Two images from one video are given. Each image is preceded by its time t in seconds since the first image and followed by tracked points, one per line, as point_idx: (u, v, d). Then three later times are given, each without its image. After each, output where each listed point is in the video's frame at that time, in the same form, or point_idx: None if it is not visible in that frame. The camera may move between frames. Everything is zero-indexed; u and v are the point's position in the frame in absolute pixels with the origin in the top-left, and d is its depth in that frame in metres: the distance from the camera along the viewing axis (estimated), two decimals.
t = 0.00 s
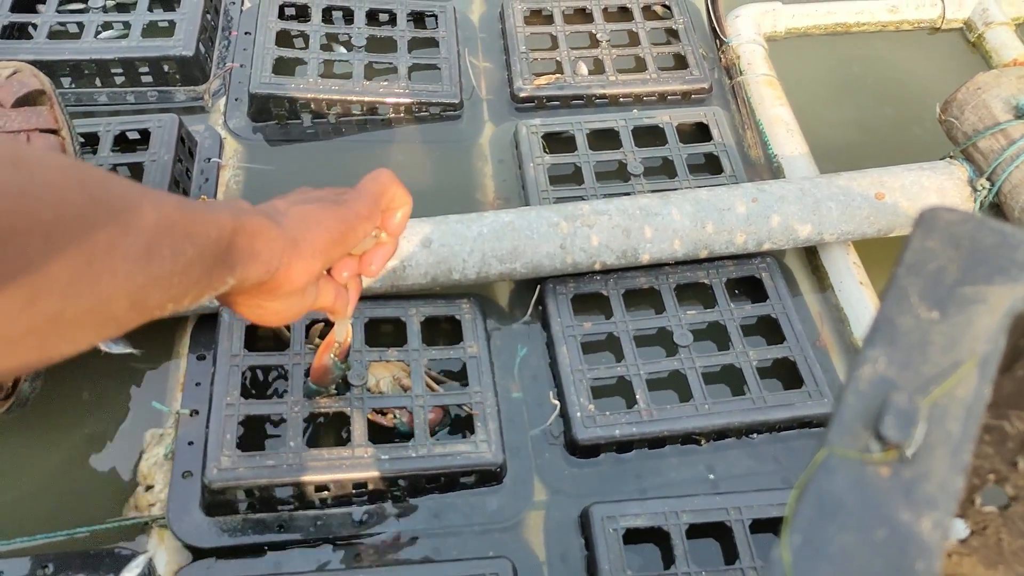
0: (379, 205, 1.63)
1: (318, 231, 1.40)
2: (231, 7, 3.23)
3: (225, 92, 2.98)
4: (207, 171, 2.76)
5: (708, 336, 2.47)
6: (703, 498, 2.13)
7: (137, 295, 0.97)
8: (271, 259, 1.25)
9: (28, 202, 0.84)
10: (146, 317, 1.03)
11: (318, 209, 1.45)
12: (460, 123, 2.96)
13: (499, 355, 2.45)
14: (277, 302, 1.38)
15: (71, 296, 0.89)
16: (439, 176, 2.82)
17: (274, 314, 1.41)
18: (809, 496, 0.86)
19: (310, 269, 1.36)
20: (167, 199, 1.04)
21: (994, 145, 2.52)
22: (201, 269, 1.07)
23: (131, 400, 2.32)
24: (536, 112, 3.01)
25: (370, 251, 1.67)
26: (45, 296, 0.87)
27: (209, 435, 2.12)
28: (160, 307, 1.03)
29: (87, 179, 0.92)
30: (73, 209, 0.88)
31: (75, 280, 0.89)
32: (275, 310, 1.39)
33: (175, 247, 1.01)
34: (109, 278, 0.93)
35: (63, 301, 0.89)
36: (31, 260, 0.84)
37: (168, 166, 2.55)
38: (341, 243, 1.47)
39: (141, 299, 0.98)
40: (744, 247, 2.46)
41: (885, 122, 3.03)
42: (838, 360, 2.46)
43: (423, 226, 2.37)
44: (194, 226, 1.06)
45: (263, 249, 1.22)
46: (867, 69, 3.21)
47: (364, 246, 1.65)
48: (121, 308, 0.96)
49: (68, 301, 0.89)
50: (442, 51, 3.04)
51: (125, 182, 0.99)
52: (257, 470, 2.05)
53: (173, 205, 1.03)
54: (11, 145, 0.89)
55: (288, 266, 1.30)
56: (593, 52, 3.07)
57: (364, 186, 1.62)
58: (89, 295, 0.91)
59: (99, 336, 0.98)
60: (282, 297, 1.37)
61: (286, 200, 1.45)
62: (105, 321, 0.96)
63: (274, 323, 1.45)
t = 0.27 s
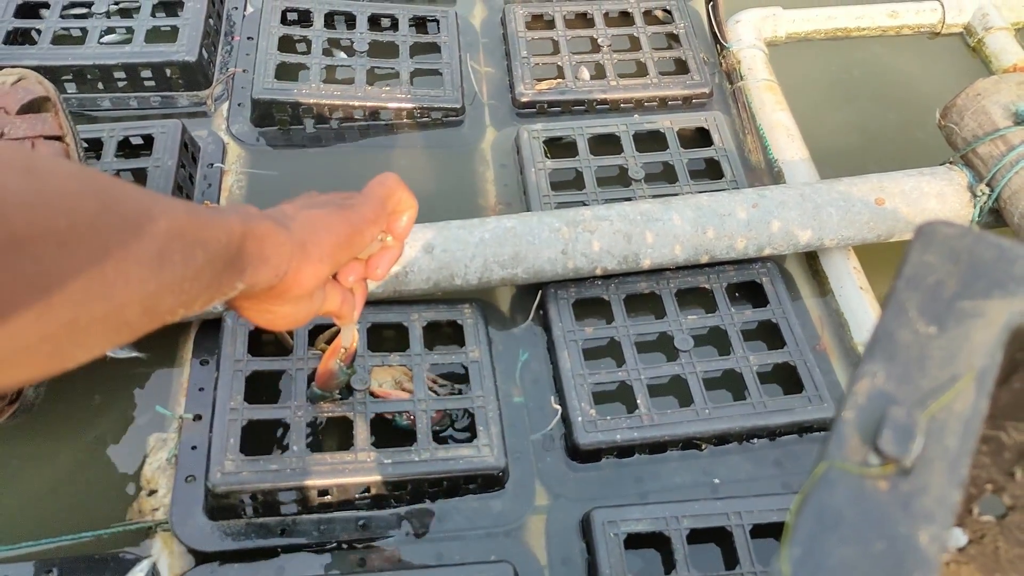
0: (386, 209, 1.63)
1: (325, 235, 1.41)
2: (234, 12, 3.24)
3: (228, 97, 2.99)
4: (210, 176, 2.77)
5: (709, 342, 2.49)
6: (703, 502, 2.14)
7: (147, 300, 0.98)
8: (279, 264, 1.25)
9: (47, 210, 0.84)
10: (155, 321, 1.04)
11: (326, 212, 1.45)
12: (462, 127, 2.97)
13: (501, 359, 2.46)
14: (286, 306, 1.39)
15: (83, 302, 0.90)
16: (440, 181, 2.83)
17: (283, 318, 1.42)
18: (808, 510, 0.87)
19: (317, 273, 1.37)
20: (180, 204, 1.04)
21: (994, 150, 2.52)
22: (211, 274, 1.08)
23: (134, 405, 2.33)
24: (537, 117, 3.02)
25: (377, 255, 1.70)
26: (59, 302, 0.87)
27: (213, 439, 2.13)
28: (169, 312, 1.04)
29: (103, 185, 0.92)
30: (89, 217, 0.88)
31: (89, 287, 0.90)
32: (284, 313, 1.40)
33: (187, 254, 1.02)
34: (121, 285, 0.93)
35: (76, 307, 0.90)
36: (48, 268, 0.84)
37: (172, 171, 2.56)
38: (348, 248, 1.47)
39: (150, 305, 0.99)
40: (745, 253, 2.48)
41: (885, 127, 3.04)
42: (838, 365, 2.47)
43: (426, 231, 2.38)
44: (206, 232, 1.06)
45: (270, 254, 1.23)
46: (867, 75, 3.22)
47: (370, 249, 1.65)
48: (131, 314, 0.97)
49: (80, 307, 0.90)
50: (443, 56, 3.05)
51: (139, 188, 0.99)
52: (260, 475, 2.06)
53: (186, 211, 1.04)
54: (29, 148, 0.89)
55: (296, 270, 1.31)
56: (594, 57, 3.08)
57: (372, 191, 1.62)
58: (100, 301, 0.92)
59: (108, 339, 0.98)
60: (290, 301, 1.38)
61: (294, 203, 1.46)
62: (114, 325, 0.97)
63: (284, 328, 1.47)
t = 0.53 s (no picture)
0: (386, 211, 1.61)
1: (325, 237, 1.38)
2: (231, 13, 3.21)
3: (225, 98, 2.96)
4: (206, 177, 2.74)
5: (706, 346, 2.46)
6: (700, 509, 2.11)
7: (145, 304, 0.95)
8: (280, 265, 1.22)
9: (48, 212, 0.81)
10: (152, 326, 1.01)
11: (325, 213, 1.43)
12: (460, 129, 2.94)
13: (498, 363, 2.43)
14: (286, 309, 1.36)
15: (81, 306, 0.87)
16: (438, 183, 2.80)
17: (283, 321, 1.39)
18: (812, 519, 0.84)
19: (317, 275, 1.34)
20: (180, 206, 1.01)
21: (993, 153, 2.51)
22: (210, 277, 1.05)
23: (124, 411, 2.30)
24: (536, 119, 3.00)
25: (377, 258, 1.66)
26: (57, 307, 0.84)
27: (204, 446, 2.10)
28: (166, 316, 1.01)
29: (102, 186, 0.90)
30: (89, 219, 0.86)
31: (87, 291, 0.87)
32: (283, 316, 1.37)
33: (185, 256, 0.99)
34: (121, 289, 0.90)
35: (73, 312, 0.87)
36: (47, 272, 0.81)
37: (168, 173, 2.53)
38: (348, 250, 1.45)
39: (149, 309, 0.96)
40: (743, 256, 2.45)
41: (884, 130, 3.02)
42: (836, 370, 2.45)
43: (422, 234, 2.36)
44: (204, 235, 1.04)
45: (270, 256, 1.20)
46: (866, 77, 3.20)
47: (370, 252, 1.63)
48: (128, 318, 0.94)
49: (78, 312, 0.87)
50: (442, 57, 3.03)
51: (138, 190, 0.96)
52: (252, 482, 2.03)
53: (185, 213, 1.01)
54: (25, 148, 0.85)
55: (297, 271, 1.28)
56: (594, 58, 3.06)
57: (372, 193, 1.60)
58: (99, 306, 0.89)
59: (104, 345, 0.95)
60: (290, 303, 1.35)
61: (293, 203, 1.43)
62: (111, 330, 0.94)
63: (281, 332, 1.43)
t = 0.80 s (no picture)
0: (385, 196, 1.60)
1: (325, 221, 1.38)
2: (232, 4, 3.21)
3: (226, 90, 2.96)
4: (207, 168, 2.74)
5: (714, 337, 2.44)
6: (708, 498, 2.11)
7: (140, 282, 0.94)
8: (278, 248, 1.22)
9: (33, 185, 0.81)
10: (149, 307, 1.00)
11: (325, 198, 1.42)
12: (463, 120, 2.94)
13: (503, 354, 2.43)
14: (286, 293, 1.36)
15: (75, 282, 0.86)
16: (441, 174, 2.80)
17: (282, 306, 1.39)
18: (823, 499, 0.83)
19: (316, 259, 1.34)
20: (174, 186, 1.01)
21: (1002, 144, 2.49)
22: (206, 257, 1.05)
23: (129, 399, 2.30)
24: (539, 110, 2.99)
25: (379, 244, 1.66)
26: (49, 282, 0.84)
27: (210, 434, 2.10)
28: (163, 296, 1.00)
29: (92, 163, 0.90)
30: (78, 194, 0.85)
31: (81, 267, 0.86)
32: (283, 301, 1.37)
33: (180, 234, 0.99)
34: (114, 266, 0.90)
35: (66, 288, 0.86)
36: (37, 245, 0.81)
37: (169, 164, 2.53)
38: (349, 234, 1.44)
39: (144, 287, 0.96)
40: (750, 247, 2.44)
41: (891, 121, 3.01)
42: (845, 360, 2.44)
43: (426, 224, 2.35)
44: (200, 215, 1.03)
45: (268, 239, 1.20)
46: (872, 68, 3.19)
47: (370, 238, 1.62)
48: (124, 296, 0.94)
49: (71, 288, 0.86)
50: (444, 48, 3.03)
51: (131, 168, 0.96)
52: (258, 469, 2.03)
53: (179, 192, 1.01)
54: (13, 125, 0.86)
55: (294, 255, 1.28)
56: (597, 49, 3.05)
57: (371, 178, 1.60)
58: (93, 282, 0.88)
59: (101, 325, 0.95)
60: (290, 288, 1.35)
61: (292, 188, 1.42)
62: (108, 309, 0.93)
63: (282, 317, 1.43)
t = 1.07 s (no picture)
0: (380, 190, 1.60)
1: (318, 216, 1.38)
2: (232, 3, 3.21)
3: (225, 88, 2.96)
4: (206, 167, 2.74)
5: (713, 335, 2.44)
6: (705, 497, 2.12)
7: (136, 274, 0.94)
8: (271, 242, 1.23)
9: (24, 174, 0.81)
10: (145, 302, 1.00)
11: (318, 193, 1.43)
12: (462, 119, 2.94)
13: (501, 352, 2.43)
14: (282, 288, 1.37)
15: (70, 273, 0.86)
16: (440, 173, 2.80)
17: (280, 302, 1.40)
18: (814, 494, 0.83)
19: (311, 254, 1.34)
20: (164, 179, 1.01)
21: (1000, 142, 2.49)
22: (198, 250, 1.04)
23: (128, 397, 2.31)
24: (538, 108, 2.99)
25: (375, 239, 1.66)
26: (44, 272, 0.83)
27: (208, 432, 2.10)
28: (158, 290, 0.99)
29: (81, 155, 0.90)
30: (67, 184, 0.85)
31: (74, 257, 0.85)
32: (281, 296, 1.38)
33: (170, 226, 0.99)
34: (107, 256, 0.89)
35: (64, 279, 0.85)
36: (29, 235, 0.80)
37: (168, 162, 2.54)
38: (344, 228, 1.45)
39: (139, 279, 0.95)
40: (749, 245, 2.44)
41: (891, 120, 3.00)
42: (842, 359, 2.44)
43: (424, 222, 2.35)
44: (192, 207, 1.04)
45: (261, 233, 1.20)
46: (872, 67, 3.18)
47: (366, 234, 1.63)
48: (120, 289, 0.93)
49: (67, 279, 0.85)
50: (444, 46, 3.03)
51: (121, 161, 0.96)
52: (257, 468, 2.03)
53: (168, 185, 1.01)
54: None
55: (290, 249, 1.29)
56: (597, 47, 3.05)
57: (364, 173, 1.59)
58: (87, 273, 0.87)
59: (97, 320, 0.93)
60: (286, 283, 1.36)
61: (286, 184, 1.42)
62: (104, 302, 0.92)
63: (280, 313, 1.45)
